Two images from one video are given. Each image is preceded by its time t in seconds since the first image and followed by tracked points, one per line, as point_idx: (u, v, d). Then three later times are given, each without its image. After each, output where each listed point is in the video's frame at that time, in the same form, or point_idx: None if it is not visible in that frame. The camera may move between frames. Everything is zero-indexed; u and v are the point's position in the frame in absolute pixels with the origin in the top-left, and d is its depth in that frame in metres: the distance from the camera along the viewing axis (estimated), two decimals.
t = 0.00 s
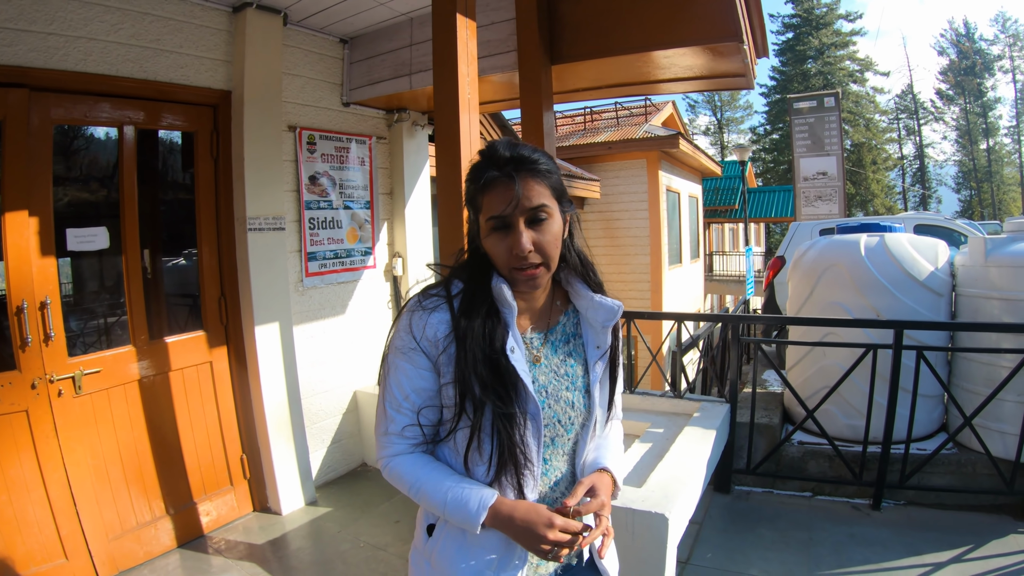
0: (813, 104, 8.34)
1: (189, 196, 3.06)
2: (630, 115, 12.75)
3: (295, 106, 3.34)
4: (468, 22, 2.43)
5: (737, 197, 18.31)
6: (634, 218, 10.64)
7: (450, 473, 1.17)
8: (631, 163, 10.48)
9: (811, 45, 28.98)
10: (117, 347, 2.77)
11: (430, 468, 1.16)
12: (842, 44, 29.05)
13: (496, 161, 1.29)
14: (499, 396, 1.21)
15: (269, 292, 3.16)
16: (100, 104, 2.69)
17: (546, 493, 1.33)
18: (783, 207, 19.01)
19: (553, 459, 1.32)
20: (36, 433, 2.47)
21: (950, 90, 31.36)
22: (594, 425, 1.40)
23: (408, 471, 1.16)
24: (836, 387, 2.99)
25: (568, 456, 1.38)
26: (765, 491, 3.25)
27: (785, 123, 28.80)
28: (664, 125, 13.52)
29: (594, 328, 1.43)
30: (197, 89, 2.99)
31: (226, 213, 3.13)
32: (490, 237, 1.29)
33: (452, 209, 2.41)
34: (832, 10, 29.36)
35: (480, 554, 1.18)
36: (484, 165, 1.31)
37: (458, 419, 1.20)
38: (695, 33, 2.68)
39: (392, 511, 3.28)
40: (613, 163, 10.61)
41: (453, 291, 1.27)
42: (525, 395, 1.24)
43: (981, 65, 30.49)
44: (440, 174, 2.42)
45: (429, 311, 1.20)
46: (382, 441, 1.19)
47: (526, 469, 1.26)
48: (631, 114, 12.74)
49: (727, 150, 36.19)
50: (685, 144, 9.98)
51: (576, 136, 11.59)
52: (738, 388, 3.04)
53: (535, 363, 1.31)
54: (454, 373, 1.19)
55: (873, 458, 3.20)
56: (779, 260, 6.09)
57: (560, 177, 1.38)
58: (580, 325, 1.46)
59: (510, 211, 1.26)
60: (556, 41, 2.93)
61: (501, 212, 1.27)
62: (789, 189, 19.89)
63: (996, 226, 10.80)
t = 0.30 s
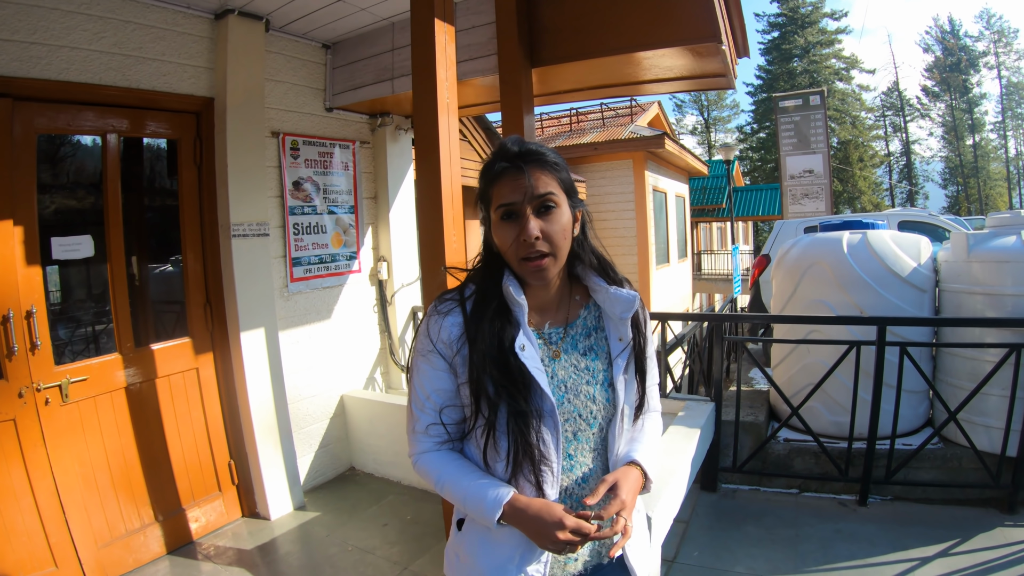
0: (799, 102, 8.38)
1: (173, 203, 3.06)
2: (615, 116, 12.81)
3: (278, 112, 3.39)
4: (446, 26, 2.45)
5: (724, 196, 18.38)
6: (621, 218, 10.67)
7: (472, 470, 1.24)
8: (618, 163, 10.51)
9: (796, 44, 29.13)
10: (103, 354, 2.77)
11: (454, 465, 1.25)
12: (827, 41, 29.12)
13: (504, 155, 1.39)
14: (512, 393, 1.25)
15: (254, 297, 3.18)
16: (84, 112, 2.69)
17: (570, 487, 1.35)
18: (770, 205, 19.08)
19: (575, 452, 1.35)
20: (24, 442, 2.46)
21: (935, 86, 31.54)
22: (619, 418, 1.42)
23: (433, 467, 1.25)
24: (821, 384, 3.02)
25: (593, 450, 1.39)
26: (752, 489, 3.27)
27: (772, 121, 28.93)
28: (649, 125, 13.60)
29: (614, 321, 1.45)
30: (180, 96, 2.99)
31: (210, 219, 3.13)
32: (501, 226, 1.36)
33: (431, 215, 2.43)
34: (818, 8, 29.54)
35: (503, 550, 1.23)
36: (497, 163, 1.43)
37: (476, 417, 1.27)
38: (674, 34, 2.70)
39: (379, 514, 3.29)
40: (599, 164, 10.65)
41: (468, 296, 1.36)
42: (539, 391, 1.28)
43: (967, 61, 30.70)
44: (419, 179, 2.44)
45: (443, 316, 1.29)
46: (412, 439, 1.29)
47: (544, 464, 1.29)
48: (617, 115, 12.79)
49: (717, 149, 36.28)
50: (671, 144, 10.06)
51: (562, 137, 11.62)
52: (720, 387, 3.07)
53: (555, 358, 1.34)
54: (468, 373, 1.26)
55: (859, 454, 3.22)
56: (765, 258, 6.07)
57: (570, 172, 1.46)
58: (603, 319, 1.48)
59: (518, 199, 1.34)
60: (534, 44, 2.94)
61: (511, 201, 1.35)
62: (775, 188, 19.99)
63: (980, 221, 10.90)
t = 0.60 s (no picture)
0: (782, 103, 8.45)
1: (156, 211, 3.05)
2: (600, 120, 12.89)
3: (260, 119, 3.40)
4: (426, 33, 2.46)
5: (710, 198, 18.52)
6: (608, 221, 10.72)
7: (481, 472, 1.25)
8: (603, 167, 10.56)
9: (780, 45, 29.34)
10: (88, 364, 2.76)
11: (464, 469, 1.26)
12: (811, 43, 29.39)
13: (510, 162, 1.40)
14: (511, 397, 1.25)
15: (238, 304, 3.19)
16: (66, 121, 2.68)
17: (576, 488, 1.34)
18: (755, 206, 19.23)
19: (577, 455, 1.32)
20: (9, 454, 2.43)
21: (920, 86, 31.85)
22: (626, 419, 1.36)
23: (443, 473, 1.27)
24: (804, 384, 3.04)
25: (599, 453, 1.35)
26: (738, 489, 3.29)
27: (757, 122, 29.13)
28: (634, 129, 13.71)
29: (613, 322, 1.40)
30: (162, 104, 2.99)
31: (193, 227, 3.12)
32: (499, 228, 1.35)
33: (412, 221, 2.44)
34: (801, 11, 29.83)
35: (517, 549, 1.24)
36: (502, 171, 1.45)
37: (478, 422, 1.29)
38: (656, 38, 2.71)
39: (366, 521, 3.29)
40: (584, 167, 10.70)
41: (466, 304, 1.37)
42: (535, 394, 1.27)
43: (952, 61, 31.01)
44: (399, 186, 2.45)
45: (441, 326, 1.31)
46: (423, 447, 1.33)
47: (547, 465, 1.28)
48: (601, 118, 12.87)
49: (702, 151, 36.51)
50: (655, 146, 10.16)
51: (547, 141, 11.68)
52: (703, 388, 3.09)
53: (552, 361, 1.32)
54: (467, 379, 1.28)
55: (843, 454, 3.25)
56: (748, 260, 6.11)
57: (571, 186, 1.47)
58: (602, 321, 1.43)
59: (520, 204, 1.34)
60: (514, 50, 2.95)
61: (511, 206, 1.35)
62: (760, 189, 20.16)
63: (962, 220, 11.03)
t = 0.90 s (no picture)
0: (768, 109, 8.53)
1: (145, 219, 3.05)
2: (586, 127, 12.98)
3: (247, 129, 3.41)
4: (413, 44, 2.46)
5: (696, 204, 18.67)
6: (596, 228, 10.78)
7: (463, 472, 1.28)
8: (591, 174, 10.63)
9: (766, 52, 29.59)
10: (76, 375, 2.74)
11: (448, 469, 1.30)
12: (797, 49, 29.70)
13: (530, 171, 1.40)
14: (489, 400, 1.28)
15: (226, 315, 3.18)
16: (53, 130, 2.67)
17: (557, 495, 1.32)
18: (742, 211, 19.36)
19: (558, 461, 1.31)
20: None
21: (904, 92, 32.25)
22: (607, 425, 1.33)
23: (428, 472, 1.31)
24: (792, 389, 3.07)
25: (581, 460, 1.33)
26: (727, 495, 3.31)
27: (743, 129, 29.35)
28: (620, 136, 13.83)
29: (592, 329, 1.38)
30: (149, 113, 2.98)
31: (181, 237, 3.12)
32: (504, 233, 1.36)
33: (399, 232, 2.44)
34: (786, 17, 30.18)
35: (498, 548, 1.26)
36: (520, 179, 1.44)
37: (460, 424, 1.32)
38: (643, 47, 2.72)
39: (356, 530, 3.28)
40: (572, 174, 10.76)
41: (456, 311, 1.42)
42: (513, 398, 1.29)
43: (937, 65, 31.39)
44: (388, 196, 2.46)
45: (431, 331, 1.38)
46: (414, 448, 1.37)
47: (524, 469, 1.28)
48: (588, 126, 12.97)
49: (690, 157, 36.75)
50: (641, 153, 10.25)
51: (535, 148, 11.73)
52: (690, 395, 3.12)
53: (533, 368, 1.33)
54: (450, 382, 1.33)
55: (831, 458, 3.27)
56: (734, 267, 6.17)
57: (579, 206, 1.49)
58: (582, 328, 1.41)
59: (531, 215, 1.35)
60: (501, 60, 2.98)
61: (522, 218, 1.35)
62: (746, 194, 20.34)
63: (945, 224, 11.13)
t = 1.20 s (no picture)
0: (757, 117, 8.56)
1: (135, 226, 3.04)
2: (577, 135, 13.06)
3: (238, 136, 3.40)
4: (405, 53, 2.47)
5: (686, 211, 18.76)
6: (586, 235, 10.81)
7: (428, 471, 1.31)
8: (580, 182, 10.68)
9: (754, 60, 29.79)
10: (65, 384, 2.72)
11: (417, 465, 1.33)
12: (785, 57, 29.98)
13: (539, 178, 1.42)
14: (460, 400, 1.30)
15: (216, 323, 3.17)
16: (44, 137, 2.66)
17: (521, 506, 1.32)
18: (731, 218, 19.51)
19: (526, 472, 1.31)
20: None
21: (890, 99, 32.60)
22: (578, 442, 1.33)
23: (399, 465, 1.35)
24: (781, 395, 3.09)
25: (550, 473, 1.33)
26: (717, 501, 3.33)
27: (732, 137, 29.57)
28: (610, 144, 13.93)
29: (574, 345, 1.38)
30: (140, 120, 2.97)
31: (171, 245, 3.11)
32: (503, 232, 1.36)
33: (390, 242, 2.45)
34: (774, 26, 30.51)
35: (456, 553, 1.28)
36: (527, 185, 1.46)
37: (432, 421, 1.35)
38: (634, 58, 2.74)
39: (347, 539, 3.27)
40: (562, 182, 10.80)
41: (443, 311, 1.45)
42: (483, 404, 1.30)
43: (924, 72, 31.74)
44: (379, 206, 2.46)
45: (417, 326, 1.42)
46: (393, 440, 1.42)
47: (486, 476, 1.29)
48: (578, 133, 13.04)
49: (680, 163, 36.95)
50: (630, 161, 10.33)
51: (525, 156, 11.77)
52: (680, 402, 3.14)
53: (510, 377, 1.34)
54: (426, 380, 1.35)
55: (821, 463, 3.29)
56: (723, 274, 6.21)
57: (579, 222, 1.50)
58: (564, 343, 1.41)
59: (533, 217, 1.36)
60: (492, 69, 3.00)
61: (523, 220, 1.36)
62: (735, 201, 20.49)
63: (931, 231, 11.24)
